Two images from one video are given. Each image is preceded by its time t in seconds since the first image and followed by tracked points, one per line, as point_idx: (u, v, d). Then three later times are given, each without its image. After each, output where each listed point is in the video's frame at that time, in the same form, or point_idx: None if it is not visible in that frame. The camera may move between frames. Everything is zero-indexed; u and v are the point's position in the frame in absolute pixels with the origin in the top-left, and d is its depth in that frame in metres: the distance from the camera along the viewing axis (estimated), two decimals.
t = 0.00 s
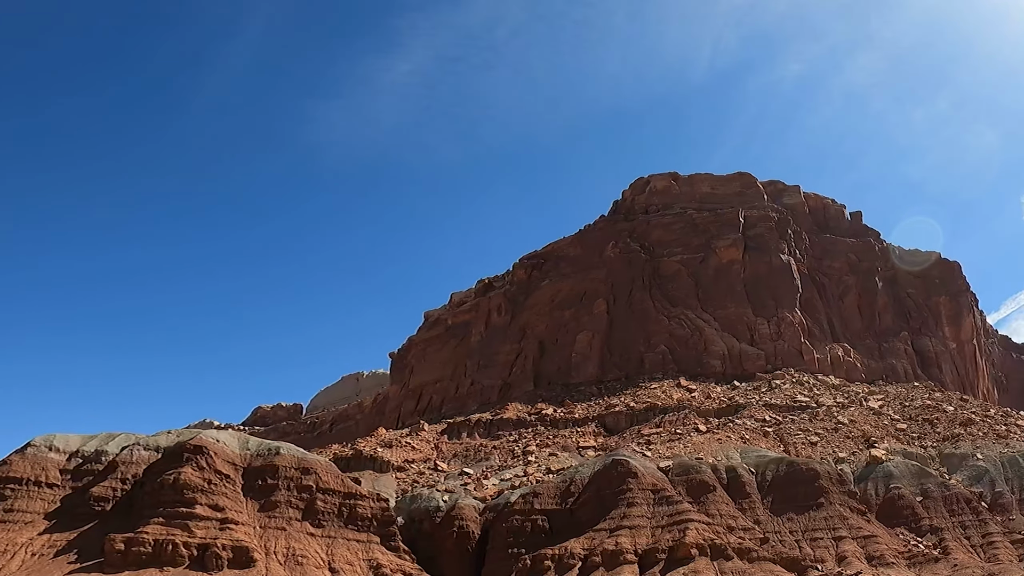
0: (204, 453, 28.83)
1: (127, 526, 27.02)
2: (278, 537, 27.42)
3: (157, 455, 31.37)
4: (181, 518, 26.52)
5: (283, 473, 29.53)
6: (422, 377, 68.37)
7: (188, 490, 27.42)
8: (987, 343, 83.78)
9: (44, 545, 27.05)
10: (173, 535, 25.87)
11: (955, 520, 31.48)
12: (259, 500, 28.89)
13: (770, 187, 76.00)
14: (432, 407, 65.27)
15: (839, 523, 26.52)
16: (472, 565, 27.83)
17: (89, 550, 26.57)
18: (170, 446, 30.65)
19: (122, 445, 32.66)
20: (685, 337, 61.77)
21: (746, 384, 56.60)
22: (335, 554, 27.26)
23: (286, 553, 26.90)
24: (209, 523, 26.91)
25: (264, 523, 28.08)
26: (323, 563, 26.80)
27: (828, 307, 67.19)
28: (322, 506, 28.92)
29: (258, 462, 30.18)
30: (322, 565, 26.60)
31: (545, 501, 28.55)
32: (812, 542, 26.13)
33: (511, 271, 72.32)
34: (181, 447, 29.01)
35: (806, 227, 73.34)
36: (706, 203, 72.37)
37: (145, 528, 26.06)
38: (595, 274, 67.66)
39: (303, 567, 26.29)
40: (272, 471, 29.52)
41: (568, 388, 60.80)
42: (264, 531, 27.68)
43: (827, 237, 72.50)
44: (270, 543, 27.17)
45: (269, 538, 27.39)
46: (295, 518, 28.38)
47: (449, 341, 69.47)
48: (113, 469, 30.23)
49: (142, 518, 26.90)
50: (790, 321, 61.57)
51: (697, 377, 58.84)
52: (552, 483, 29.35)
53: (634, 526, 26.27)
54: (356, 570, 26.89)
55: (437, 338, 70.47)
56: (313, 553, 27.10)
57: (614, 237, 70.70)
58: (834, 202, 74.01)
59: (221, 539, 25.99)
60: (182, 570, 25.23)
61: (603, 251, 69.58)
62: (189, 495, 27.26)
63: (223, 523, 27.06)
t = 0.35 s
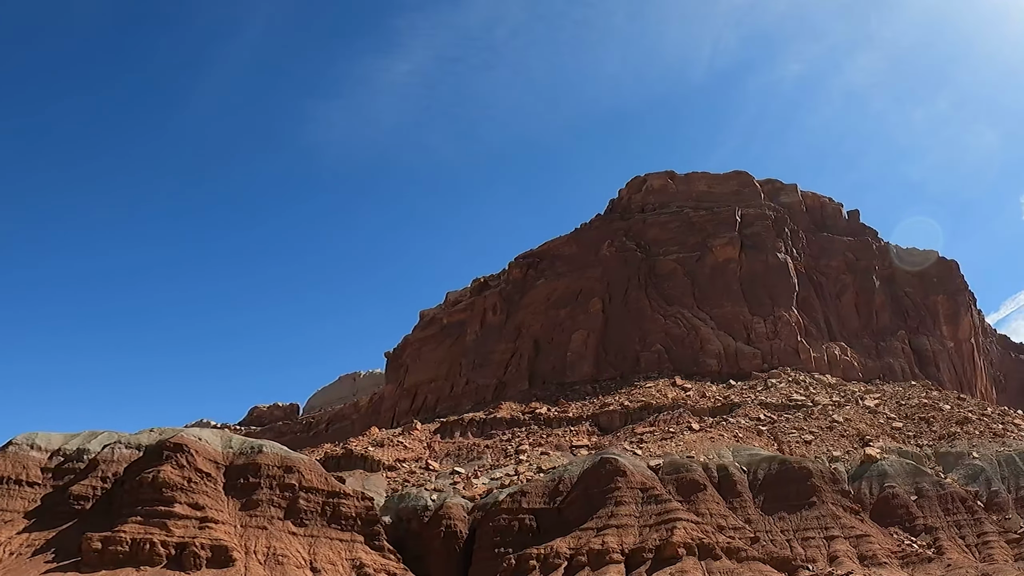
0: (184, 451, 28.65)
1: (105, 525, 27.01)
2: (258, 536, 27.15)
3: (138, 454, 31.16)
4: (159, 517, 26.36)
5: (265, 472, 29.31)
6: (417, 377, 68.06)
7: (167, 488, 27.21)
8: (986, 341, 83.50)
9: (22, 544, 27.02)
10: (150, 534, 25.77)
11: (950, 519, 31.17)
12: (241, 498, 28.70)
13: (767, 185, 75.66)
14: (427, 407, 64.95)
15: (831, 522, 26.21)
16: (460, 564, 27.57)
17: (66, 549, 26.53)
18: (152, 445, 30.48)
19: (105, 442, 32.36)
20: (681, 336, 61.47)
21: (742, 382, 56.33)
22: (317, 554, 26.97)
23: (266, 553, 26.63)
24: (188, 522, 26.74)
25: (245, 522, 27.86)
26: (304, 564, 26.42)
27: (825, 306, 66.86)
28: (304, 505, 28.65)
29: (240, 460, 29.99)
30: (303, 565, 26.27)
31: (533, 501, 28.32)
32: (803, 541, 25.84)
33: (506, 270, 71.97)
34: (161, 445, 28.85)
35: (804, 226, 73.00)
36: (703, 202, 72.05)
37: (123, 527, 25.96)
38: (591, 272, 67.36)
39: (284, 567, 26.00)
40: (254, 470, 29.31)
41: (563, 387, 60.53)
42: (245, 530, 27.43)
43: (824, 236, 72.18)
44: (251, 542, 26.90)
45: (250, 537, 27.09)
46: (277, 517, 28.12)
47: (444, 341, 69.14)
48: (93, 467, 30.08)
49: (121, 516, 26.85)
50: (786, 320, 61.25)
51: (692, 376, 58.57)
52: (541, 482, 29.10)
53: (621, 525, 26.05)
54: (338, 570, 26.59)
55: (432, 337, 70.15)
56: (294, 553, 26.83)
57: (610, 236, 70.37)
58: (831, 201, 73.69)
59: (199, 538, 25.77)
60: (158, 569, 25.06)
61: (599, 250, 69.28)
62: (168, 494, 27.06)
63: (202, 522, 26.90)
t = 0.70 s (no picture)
0: (165, 449, 28.48)
1: (85, 525, 26.90)
2: (240, 535, 27.02)
3: (121, 452, 30.94)
4: (138, 516, 26.20)
5: (249, 470, 29.19)
6: (412, 376, 67.78)
7: (147, 487, 27.04)
8: (984, 340, 83.22)
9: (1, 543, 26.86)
10: (129, 534, 25.62)
11: (945, 518, 30.86)
12: (224, 497, 28.56)
13: (764, 184, 75.36)
14: (422, 406, 64.64)
15: (824, 522, 25.94)
16: (447, 564, 27.35)
17: (46, 548, 26.43)
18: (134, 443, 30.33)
19: (88, 440, 32.10)
20: (677, 334, 61.19)
21: (738, 381, 56.10)
22: (300, 554, 26.86)
23: (247, 553, 26.52)
24: (168, 521, 26.59)
25: (227, 521, 27.74)
26: (286, 564, 26.38)
27: (822, 305, 66.56)
28: (288, 504, 28.46)
29: (224, 459, 29.86)
30: (284, 565, 26.21)
31: (522, 500, 28.10)
32: (795, 541, 25.56)
33: (502, 269, 71.65)
34: (143, 443, 28.70)
35: (801, 225, 72.70)
36: (700, 201, 71.75)
37: (103, 526, 25.85)
38: (587, 271, 67.09)
39: (265, 566, 25.93)
40: (237, 468, 29.21)
41: (559, 386, 60.28)
42: (226, 530, 27.34)
43: (821, 235, 71.87)
44: (232, 542, 26.77)
45: (231, 536, 27.00)
46: (259, 516, 27.96)
47: (440, 340, 68.82)
48: (75, 466, 29.91)
49: (101, 516, 26.73)
50: (782, 319, 60.94)
51: (688, 375, 58.31)
52: (530, 480, 28.93)
53: (609, 525, 25.85)
54: (320, 570, 26.49)
55: (427, 337, 69.83)
56: (276, 553, 26.72)
57: (606, 234, 70.08)
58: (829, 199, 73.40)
59: (178, 538, 25.65)
60: (137, 569, 24.96)
61: (595, 249, 69.00)
62: (148, 492, 26.90)
63: (183, 521, 26.75)
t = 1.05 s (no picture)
0: (144, 447, 28.41)
1: (62, 523, 26.80)
2: (219, 534, 27.03)
3: (101, 451, 30.62)
4: (115, 515, 26.12)
5: (229, 469, 29.14)
6: (406, 376, 67.45)
7: (125, 485, 26.97)
8: (982, 339, 82.93)
9: None
10: (104, 532, 25.55)
11: (940, 518, 30.55)
12: (204, 496, 28.51)
13: (761, 183, 75.03)
14: (416, 406, 64.24)
15: (815, 521, 25.66)
16: (434, 564, 27.13)
17: (23, 546, 26.32)
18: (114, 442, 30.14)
19: (70, 439, 31.84)
20: (673, 333, 60.86)
21: (733, 380, 55.81)
22: (280, 553, 26.95)
23: (227, 552, 26.50)
24: (146, 520, 26.51)
25: (207, 520, 27.68)
26: (267, 563, 26.52)
27: (819, 303, 66.21)
28: (270, 503, 28.45)
29: (205, 457, 29.82)
30: (264, 565, 26.33)
31: (509, 499, 27.91)
32: (785, 540, 25.27)
33: (497, 268, 71.30)
34: (122, 441, 28.64)
35: (798, 224, 72.39)
36: (696, 199, 71.45)
37: (79, 525, 25.81)
38: (583, 270, 66.77)
39: (244, 566, 25.99)
40: (218, 466, 29.17)
41: (553, 386, 60.01)
42: (206, 529, 27.29)
43: (818, 233, 71.54)
44: (210, 541, 26.70)
45: (210, 535, 26.94)
46: (240, 515, 27.96)
47: (435, 339, 68.47)
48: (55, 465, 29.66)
49: (78, 515, 26.67)
50: (779, 318, 60.63)
51: (683, 374, 57.99)
52: (517, 479, 28.77)
53: (595, 524, 25.63)
54: (302, 570, 26.55)
55: (422, 336, 69.48)
56: (256, 552, 26.76)
57: (601, 233, 69.72)
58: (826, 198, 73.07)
59: (155, 537, 25.58)
60: (112, 569, 24.92)
61: (590, 248, 68.66)
62: (125, 491, 26.85)
63: (161, 520, 26.67)
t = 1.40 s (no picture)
0: (125, 445, 28.40)
1: (41, 522, 26.81)
2: (200, 534, 26.97)
3: (83, 449, 30.39)
4: (94, 514, 26.13)
5: (212, 468, 29.11)
6: (401, 375, 67.14)
7: (104, 484, 26.96)
8: (980, 339, 82.66)
9: None
10: (83, 532, 25.56)
11: (935, 517, 30.25)
12: (186, 495, 28.46)
13: (758, 181, 74.68)
14: (411, 406, 63.88)
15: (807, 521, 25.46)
16: (421, 565, 27.08)
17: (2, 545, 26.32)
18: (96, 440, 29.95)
19: (52, 437, 31.62)
20: (668, 332, 60.55)
21: (729, 379, 55.50)
22: (261, 552, 26.89)
23: (207, 552, 26.43)
24: (125, 519, 26.50)
25: (188, 519, 27.64)
26: (247, 563, 26.46)
27: (816, 302, 65.88)
28: (252, 502, 28.41)
29: (187, 456, 29.77)
30: (244, 565, 26.27)
31: (497, 498, 27.88)
32: (776, 540, 25.08)
33: (492, 267, 70.94)
34: (104, 440, 28.63)
35: (795, 223, 72.07)
36: (692, 198, 71.14)
37: (57, 524, 25.83)
38: (578, 270, 66.46)
39: (224, 566, 25.91)
40: (200, 465, 29.12)
41: (548, 385, 59.74)
42: (186, 528, 27.27)
43: (815, 232, 71.21)
44: (190, 540, 26.69)
45: (190, 535, 26.94)
46: (221, 514, 27.87)
47: (430, 339, 68.13)
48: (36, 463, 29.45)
49: (57, 514, 26.69)
50: (775, 317, 60.32)
51: (679, 373, 57.71)
52: (506, 478, 28.56)
53: (583, 523, 25.48)
54: (283, 570, 26.52)
55: (417, 335, 69.15)
56: (237, 552, 26.71)
57: (597, 232, 69.34)
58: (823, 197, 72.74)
59: (133, 536, 25.58)
60: (89, 569, 24.94)
61: (586, 247, 68.30)
62: (105, 490, 26.83)
63: (140, 519, 26.65)
